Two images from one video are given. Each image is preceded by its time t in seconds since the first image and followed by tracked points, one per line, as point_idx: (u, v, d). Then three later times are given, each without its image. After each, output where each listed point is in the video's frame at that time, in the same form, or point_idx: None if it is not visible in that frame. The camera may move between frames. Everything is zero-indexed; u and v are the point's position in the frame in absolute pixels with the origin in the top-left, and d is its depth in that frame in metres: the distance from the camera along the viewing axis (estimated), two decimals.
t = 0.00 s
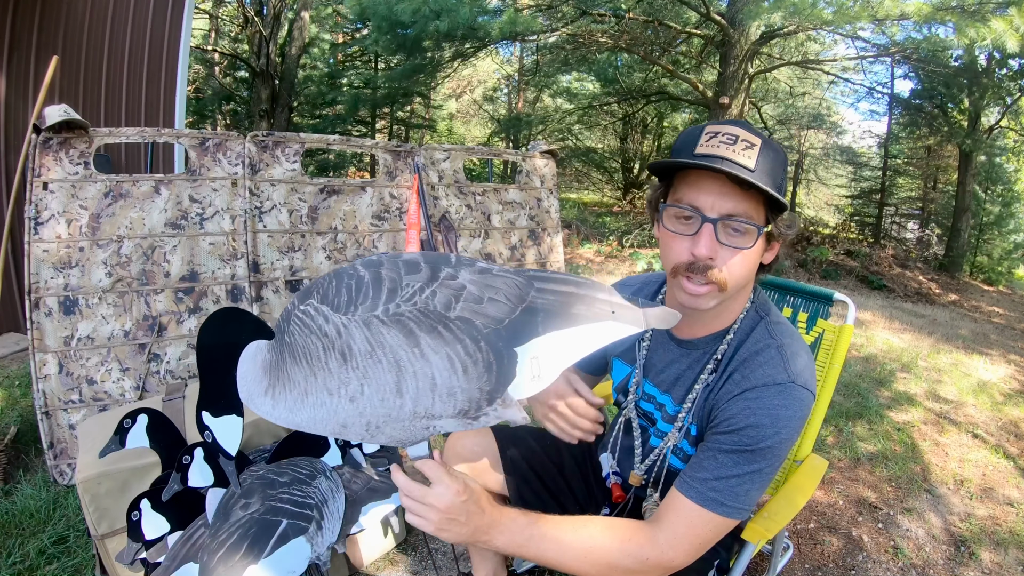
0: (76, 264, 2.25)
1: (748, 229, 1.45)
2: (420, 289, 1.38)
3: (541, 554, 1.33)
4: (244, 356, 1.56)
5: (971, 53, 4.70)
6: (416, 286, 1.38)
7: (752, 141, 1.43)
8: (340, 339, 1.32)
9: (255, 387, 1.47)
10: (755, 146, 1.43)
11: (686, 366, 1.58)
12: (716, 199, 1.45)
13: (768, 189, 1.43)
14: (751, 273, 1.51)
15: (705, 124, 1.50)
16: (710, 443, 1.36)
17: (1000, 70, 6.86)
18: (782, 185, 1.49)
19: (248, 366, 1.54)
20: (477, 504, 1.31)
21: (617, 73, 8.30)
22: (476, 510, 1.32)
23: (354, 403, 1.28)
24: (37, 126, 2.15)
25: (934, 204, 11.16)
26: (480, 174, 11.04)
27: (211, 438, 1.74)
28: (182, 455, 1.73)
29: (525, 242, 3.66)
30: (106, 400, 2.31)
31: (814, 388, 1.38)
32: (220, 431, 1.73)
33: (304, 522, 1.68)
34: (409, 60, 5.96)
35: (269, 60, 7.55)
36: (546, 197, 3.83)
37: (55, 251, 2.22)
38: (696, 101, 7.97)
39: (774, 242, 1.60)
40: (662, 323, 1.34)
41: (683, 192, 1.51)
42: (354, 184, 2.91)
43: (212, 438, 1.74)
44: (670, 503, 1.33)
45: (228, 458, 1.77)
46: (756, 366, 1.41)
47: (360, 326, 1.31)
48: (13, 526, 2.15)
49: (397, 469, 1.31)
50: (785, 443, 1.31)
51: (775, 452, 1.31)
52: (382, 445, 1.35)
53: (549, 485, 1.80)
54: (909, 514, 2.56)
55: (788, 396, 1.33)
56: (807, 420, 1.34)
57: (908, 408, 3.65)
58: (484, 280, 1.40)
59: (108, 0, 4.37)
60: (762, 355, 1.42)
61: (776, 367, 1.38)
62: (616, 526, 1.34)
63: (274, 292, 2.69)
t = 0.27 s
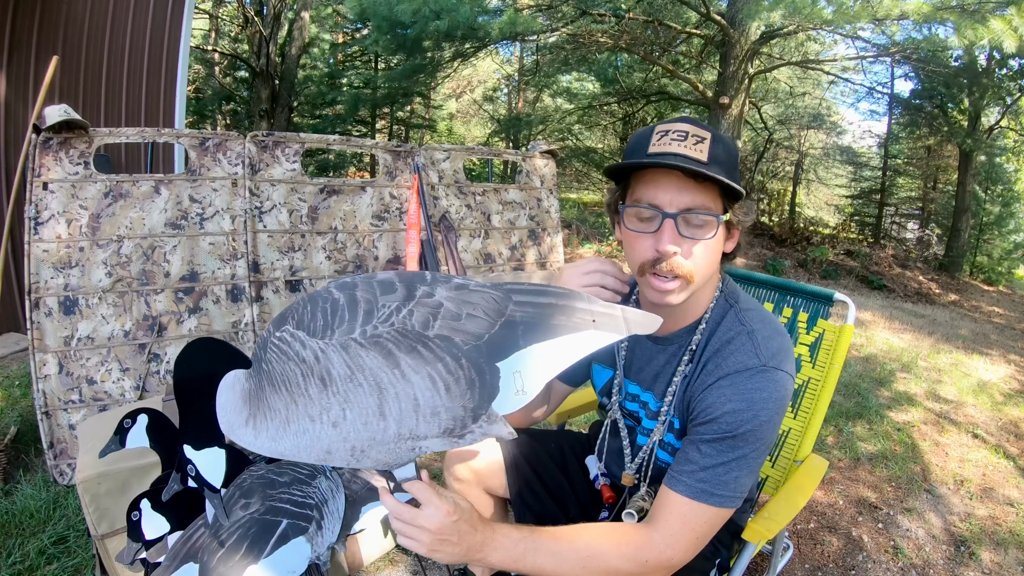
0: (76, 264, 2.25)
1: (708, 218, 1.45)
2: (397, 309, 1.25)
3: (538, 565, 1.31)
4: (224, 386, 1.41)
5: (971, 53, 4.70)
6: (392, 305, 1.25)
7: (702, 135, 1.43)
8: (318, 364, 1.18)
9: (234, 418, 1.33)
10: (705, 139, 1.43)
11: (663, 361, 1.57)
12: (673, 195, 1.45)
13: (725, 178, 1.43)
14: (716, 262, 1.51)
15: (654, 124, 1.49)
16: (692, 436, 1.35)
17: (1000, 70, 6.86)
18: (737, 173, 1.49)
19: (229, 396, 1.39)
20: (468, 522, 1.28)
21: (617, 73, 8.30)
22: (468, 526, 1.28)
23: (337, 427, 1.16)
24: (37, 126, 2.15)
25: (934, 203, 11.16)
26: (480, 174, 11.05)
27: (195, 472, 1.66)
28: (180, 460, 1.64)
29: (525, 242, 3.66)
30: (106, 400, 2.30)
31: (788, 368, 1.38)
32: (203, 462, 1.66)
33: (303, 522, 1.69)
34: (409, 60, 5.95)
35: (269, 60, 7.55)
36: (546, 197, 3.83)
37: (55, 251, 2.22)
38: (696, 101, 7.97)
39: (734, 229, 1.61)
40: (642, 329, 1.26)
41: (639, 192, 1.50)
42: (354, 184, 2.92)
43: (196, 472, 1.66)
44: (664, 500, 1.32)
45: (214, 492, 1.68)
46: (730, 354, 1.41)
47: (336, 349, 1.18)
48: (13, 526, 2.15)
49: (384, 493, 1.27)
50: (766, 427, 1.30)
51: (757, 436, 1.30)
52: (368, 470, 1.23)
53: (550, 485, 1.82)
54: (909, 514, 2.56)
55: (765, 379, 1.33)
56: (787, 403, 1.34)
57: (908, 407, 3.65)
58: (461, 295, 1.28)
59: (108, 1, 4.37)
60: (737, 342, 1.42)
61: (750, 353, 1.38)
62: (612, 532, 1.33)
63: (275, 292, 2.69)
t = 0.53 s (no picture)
0: (76, 264, 2.25)
1: (662, 211, 1.41)
2: (386, 316, 1.14)
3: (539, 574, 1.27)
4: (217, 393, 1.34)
5: (971, 53, 4.71)
6: (380, 312, 1.14)
7: (647, 132, 1.40)
8: (307, 373, 1.10)
9: (229, 424, 1.27)
10: (649, 133, 1.40)
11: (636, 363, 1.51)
12: (625, 193, 1.42)
13: (675, 170, 1.40)
14: (676, 255, 1.47)
15: (600, 129, 1.46)
16: (674, 437, 1.32)
17: (1000, 70, 6.86)
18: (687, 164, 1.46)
19: (223, 404, 1.33)
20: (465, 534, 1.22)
21: (617, 73, 8.30)
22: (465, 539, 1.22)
23: (328, 438, 1.08)
24: (37, 126, 2.15)
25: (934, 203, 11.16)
26: (480, 174, 11.05)
27: (193, 478, 1.70)
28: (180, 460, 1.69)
29: (525, 242, 3.66)
30: (106, 400, 2.30)
31: (764, 354, 1.34)
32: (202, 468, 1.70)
33: (303, 522, 1.69)
34: (409, 60, 5.95)
35: (269, 60, 7.55)
36: (545, 197, 3.83)
37: (55, 251, 2.22)
38: (696, 101, 7.98)
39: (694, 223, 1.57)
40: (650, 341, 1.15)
41: (592, 194, 1.47)
42: (354, 184, 2.92)
43: (194, 478, 1.70)
44: (657, 504, 1.28)
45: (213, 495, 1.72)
46: (703, 349, 1.36)
47: (325, 358, 1.10)
48: (13, 526, 2.15)
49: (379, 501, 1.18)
50: (749, 417, 1.27)
51: (741, 427, 1.27)
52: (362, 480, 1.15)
53: (548, 492, 1.82)
54: (909, 514, 2.56)
55: (741, 370, 1.29)
56: (767, 389, 1.31)
57: (908, 407, 3.65)
58: (453, 302, 1.16)
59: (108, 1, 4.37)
60: (710, 334, 1.38)
61: (723, 345, 1.34)
62: (606, 538, 1.29)
63: (275, 292, 2.68)
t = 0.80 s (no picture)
0: (76, 264, 2.25)
1: (636, 203, 1.41)
2: (398, 334, 1.06)
3: None
4: (223, 387, 1.29)
5: (970, 53, 4.71)
6: (394, 327, 1.07)
7: (617, 126, 1.42)
8: (314, 380, 1.06)
9: (233, 418, 1.24)
10: (619, 127, 1.42)
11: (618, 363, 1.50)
12: (597, 185, 1.43)
13: (646, 162, 1.40)
14: (653, 249, 1.46)
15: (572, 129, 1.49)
16: (661, 439, 1.31)
17: (1000, 70, 6.87)
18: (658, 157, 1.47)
19: (227, 399, 1.28)
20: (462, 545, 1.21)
21: (617, 73, 8.30)
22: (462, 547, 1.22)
23: (334, 446, 1.04)
24: (37, 126, 2.15)
25: (934, 203, 11.16)
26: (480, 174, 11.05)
27: (198, 461, 1.64)
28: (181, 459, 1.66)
29: (525, 242, 3.67)
30: (106, 400, 2.30)
31: (746, 346, 1.33)
32: (207, 454, 1.63)
33: (302, 523, 1.67)
34: (409, 60, 5.95)
35: (269, 60, 7.55)
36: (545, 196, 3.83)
37: (55, 251, 2.21)
38: (696, 101, 7.98)
39: (670, 218, 1.57)
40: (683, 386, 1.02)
41: (565, 191, 1.48)
42: (354, 184, 2.92)
43: (199, 461, 1.64)
44: (648, 507, 1.28)
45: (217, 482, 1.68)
46: (684, 347, 1.35)
47: (332, 370, 1.04)
48: (13, 526, 2.15)
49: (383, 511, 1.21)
50: (733, 412, 1.26)
51: (726, 422, 1.26)
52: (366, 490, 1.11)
53: (545, 498, 1.78)
54: (909, 514, 2.56)
55: (724, 366, 1.28)
56: (752, 382, 1.30)
57: (908, 408, 3.65)
58: (473, 326, 1.08)
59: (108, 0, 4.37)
60: (691, 331, 1.37)
61: (704, 341, 1.33)
62: (602, 544, 1.29)
63: (275, 292, 2.69)
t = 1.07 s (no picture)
0: (76, 264, 2.25)
1: (630, 206, 1.41)
2: (438, 325, 1.09)
3: None
4: (222, 370, 1.32)
5: (970, 53, 4.71)
6: (434, 319, 1.10)
7: (613, 128, 1.41)
8: (336, 368, 1.07)
9: (230, 405, 1.25)
10: (615, 128, 1.41)
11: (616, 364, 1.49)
12: (592, 187, 1.43)
13: (641, 164, 1.40)
14: (648, 251, 1.46)
15: (569, 128, 1.48)
16: (662, 442, 1.30)
17: (1000, 70, 6.87)
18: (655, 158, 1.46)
19: (224, 380, 1.31)
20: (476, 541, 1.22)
21: (617, 73, 8.30)
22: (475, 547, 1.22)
23: (351, 438, 1.06)
24: (37, 126, 2.15)
25: (934, 204, 11.16)
26: (480, 174, 11.05)
27: (181, 446, 1.68)
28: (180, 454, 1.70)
29: (525, 242, 3.67)
30: (106, 400, 2.30)
31: (744, 349, 1.35)
32: (190, 440, 1.67)
33: (303, 523, 1.63)
34: (409, 60, 5.95)
35: (269, 60, 7.55)
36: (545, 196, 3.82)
37: (55, 251, 2.22)
38: (696, 101, 7.98)
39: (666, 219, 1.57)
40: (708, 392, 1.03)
41: (561, 191, 1.48)
42: (354, 184, 2.92)
43: (182, 446, 1.68)
44: (655, 510, 1.28)
45: (200, 471, 1.71)
46: (682, 349, 1.35)
47: (361, 358, 1.06)
48: (13, 526, 2.15)
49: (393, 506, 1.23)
50: (733, 414, 1.26)
51: (727, 424, 1.26)
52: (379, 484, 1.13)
53: (543, 498, 1.76)
54: (909, 514, 2.56)
55: (724, 366, 1.28)
56: (752, 382, 1.31)
57: (908, 408, 3.65)
58: (520, 322, 1.11)
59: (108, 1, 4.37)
60: (689, 331, 1.37)
61: (703, 342, 1.33)
62: (611, 546, 1.29)
63: (275, 292, 2.69)
